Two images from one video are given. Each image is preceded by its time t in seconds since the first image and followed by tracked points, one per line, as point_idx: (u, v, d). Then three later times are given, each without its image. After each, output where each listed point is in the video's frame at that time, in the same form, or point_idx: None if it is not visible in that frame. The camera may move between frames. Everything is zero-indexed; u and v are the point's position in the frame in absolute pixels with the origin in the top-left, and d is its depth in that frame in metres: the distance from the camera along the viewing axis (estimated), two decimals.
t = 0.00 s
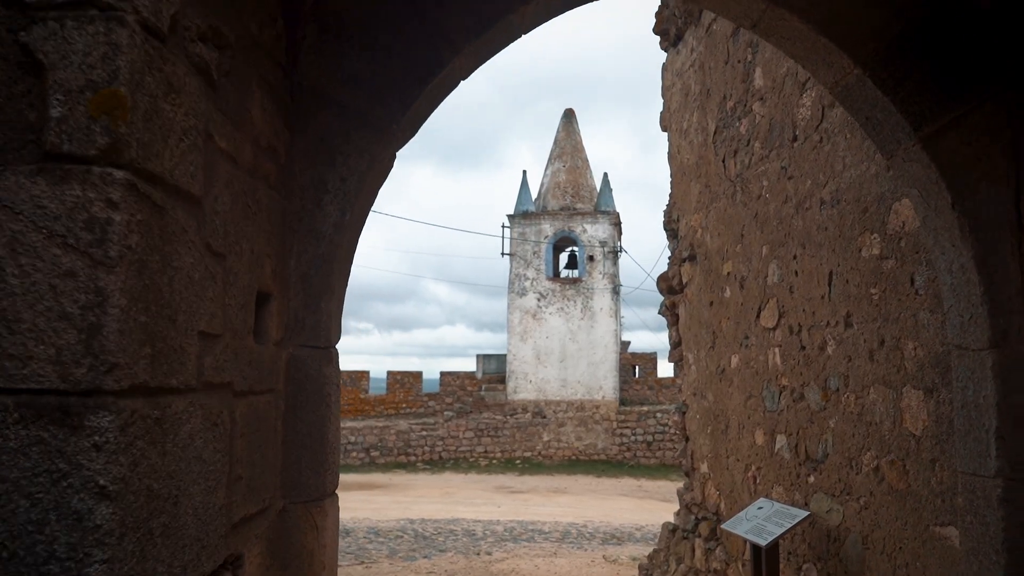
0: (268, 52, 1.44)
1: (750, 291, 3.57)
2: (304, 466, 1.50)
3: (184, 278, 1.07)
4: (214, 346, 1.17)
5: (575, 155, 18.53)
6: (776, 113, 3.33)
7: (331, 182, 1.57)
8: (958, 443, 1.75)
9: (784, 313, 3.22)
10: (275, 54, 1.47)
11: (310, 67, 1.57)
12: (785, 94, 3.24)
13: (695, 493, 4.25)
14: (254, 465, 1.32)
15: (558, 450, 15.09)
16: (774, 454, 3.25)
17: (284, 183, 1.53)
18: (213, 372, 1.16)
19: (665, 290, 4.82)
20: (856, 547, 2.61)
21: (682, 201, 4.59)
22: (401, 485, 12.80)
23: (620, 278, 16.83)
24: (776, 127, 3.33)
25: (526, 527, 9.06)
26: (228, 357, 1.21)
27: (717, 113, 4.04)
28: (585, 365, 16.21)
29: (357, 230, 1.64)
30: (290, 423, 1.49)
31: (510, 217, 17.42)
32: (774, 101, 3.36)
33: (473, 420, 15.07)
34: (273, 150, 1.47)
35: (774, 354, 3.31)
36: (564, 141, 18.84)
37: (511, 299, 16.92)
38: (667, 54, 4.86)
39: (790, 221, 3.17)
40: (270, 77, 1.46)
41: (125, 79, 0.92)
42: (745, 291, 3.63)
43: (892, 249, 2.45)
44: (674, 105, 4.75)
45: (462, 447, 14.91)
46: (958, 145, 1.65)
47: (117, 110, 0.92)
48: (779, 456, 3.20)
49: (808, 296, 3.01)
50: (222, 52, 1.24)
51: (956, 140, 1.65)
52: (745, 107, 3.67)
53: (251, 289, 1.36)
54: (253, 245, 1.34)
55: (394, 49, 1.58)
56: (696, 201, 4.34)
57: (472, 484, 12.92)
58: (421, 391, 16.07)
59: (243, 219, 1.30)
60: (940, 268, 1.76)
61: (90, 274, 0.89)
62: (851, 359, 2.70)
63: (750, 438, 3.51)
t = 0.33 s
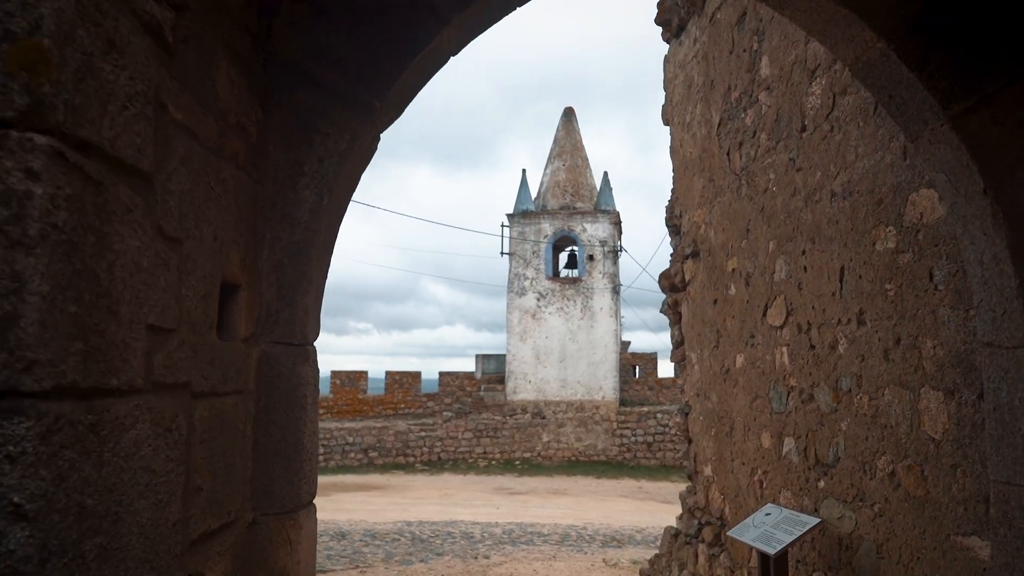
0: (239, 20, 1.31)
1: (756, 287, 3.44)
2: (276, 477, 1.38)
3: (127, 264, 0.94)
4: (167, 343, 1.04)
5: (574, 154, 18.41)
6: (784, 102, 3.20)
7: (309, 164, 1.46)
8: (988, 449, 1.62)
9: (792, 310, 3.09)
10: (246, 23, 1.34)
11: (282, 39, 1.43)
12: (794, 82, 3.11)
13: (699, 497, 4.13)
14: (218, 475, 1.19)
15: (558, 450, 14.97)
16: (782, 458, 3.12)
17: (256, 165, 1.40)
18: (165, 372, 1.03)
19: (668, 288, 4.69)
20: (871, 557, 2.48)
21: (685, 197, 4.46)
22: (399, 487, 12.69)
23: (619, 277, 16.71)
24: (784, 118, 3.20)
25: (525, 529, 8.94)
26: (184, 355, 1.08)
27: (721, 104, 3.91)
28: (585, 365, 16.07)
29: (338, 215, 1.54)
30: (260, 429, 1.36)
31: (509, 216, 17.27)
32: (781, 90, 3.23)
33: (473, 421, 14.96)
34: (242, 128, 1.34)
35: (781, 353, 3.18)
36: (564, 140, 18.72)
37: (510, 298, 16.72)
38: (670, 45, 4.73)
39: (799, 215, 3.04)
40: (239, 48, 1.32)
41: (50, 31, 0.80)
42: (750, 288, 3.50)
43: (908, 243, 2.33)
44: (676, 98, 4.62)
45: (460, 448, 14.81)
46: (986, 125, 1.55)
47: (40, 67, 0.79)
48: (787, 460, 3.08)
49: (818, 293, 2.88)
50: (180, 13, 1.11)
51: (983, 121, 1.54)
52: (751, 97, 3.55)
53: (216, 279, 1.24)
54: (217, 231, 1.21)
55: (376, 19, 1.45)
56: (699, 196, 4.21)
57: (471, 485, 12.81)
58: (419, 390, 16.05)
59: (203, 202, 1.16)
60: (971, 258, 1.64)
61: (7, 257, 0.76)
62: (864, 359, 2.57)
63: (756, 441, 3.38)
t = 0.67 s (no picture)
0: None
1: (765, 280, 3.29)
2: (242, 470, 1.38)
3: (54, 229, 0.85)
4: (108, 326, 0.95)
5: (575, 152, 18.27)
6: (796, 86, 3.06)
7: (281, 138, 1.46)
8: None
9: (804, 304, 2.95)
10: None
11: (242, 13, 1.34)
12: (807, 64, 2.97)
13: (704, 498, 3.98)
14: (186, 472, 1.17)
15: (558, 450, 14.85)
16: (794, 459, 2.98)
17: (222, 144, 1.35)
18: (106, 360, 0.94)
19: (672, 283, 4.56)
20: (891, 564, 2.33)
21: (690, 188, 4.32)
22: (398, 487, 12.55)
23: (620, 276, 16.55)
24: (796, 102, 3.06)
25: (524, 530, 8.81)
26: (132, 342, 1.00)
27: (728, 91, 3.77)
28: (585, 364, 15.93)
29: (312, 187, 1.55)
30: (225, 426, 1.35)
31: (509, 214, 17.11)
32: (793, 74, 3.09)
33: (472, 421, 14.83)
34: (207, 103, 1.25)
35: (793, 349, 3.03)
36: (564, 137, 18.58)
37: (509, 297, 16.56)
38: (674, 32, 4.58)
39: (812, 203, 2.90)
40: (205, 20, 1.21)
41: None
42: (759, 282, 3.36)
43: (933, 229, 2.18)
44: (681, 86, 4.48)
45: (459, 448, 14.68)
46: None
47: None
48: (799, 461, 2.94)
49: (833, 285, 2.74)
50: None
51: None
52: (760, 82, 3.40)
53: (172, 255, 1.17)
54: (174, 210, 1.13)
55: None
56: (704, 188, 4.07)
57: (470, 485, 12.67)
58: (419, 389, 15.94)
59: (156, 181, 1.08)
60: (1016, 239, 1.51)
61: None
62: (883, 353, 2.43)
63: (766, 441, 3.24)
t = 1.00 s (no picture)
0: None
1: (776, 274, 3.15)
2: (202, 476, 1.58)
3: None
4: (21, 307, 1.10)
5: (575, 150, 18.12)
6: (810, 70, 2.91)
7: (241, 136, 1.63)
8: None
9: (818, 298, 2.80)
10: None
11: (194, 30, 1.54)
12: (823, 45, 2.81)
13: (710, 502, 3.84)
14: (132, 484, 1.36)
15: (558, 451, 14.70)
16: (807, 461, 2.83)
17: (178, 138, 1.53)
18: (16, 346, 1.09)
19: (676, 279, 4.42)
20: None
21: (695, 181, 4.17)
22: (397, 488, 12.40)
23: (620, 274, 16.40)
24: (810, 87, 2.92)
25: (524, 532, 8.65)
26: (51, 332, 1.16)
27: (737, 78, 3.62)
28: (585, 363, 15.78)
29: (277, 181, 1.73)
30: (183, 438, 1.54)
31: (509, 212, 16.94)
32: (807, 57, 2.94)
33: (471, 420, 14.68)
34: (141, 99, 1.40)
35: (806, 346, 2.89)
36: (564, 135, 18.42)
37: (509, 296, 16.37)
38: (680, 19, 4.43)
39: (826, 192, 2.75)
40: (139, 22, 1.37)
41: None
42: (769, 276, 3.21)
43: (962, 216, 2.04)
44: (687, 75, 4.33)
45: (459, 448, 14.53)
46: None
47: None
48: (813, 463, 2.79)
49: (850, 277, 2.59)
50: None
51: None
52: (771, 66, 3.25)
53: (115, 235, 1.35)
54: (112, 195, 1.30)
55: None
56: (709, 180, 3.93)
57: (469, 486, 12.52)
58: (417, 389, 15.81)
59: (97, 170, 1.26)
60: None
61: None
62: (905, 350, 2.28)
63: (777, 442, 3.09)
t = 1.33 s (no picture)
0: None
1: (785, 267, 3.01)
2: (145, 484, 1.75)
3: None
4: None
5: (575, 148, 17.98)
6: (821, 53, 2.78)
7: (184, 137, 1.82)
8: None
9: (830, 292, 2.67)
10: None
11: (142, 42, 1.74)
12: (835, 25, 2.68)
13: (715, 505, 3.71)
14: (72, 471, 1.56)
15: (557, 451, 14.56)
16: (819, 463, 2.70)
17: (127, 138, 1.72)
18: None
19: (678, 274, 4.29)
20: None
21: (698, 173, 4.04)
22: (395, 489, 12.25)
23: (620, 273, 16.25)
24: (821, 71, 2.78)
25: (523, 534, 8.50)
26: None
27: (743, 64, 3.49)
28: (585, 363, 15.64)
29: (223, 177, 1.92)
30: (125, 443, 1.71)
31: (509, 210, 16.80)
32: (818, 39, 2.81)
33: (470, 421, 14.54)
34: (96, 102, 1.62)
35: (818, 342, 2.76)
36: (564, 133, 18.27)
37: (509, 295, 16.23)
38: (684, 7, 4.30)
39: (840, 180, 2.61)
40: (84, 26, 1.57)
41: None
42: (778, 269, 3.08)
43: (989, 201, 1.91)
44: (690, 64, 4.20)
45: (458, 448, 14.40)
46: None
47: None
48: (826, 465, 2.65)
49: (866, 269, 2.45)
50: None
51: None
52: (779, 51, 3.12)
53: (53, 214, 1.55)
54: (53, 176, 1.49)
55: None
56: (714, 172, 3.80)
57: (468, 487, 12.37)
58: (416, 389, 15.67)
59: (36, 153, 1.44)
60: None
61: None
62: (926, 345, 2.15)
63: (786, 443, 2.96)
